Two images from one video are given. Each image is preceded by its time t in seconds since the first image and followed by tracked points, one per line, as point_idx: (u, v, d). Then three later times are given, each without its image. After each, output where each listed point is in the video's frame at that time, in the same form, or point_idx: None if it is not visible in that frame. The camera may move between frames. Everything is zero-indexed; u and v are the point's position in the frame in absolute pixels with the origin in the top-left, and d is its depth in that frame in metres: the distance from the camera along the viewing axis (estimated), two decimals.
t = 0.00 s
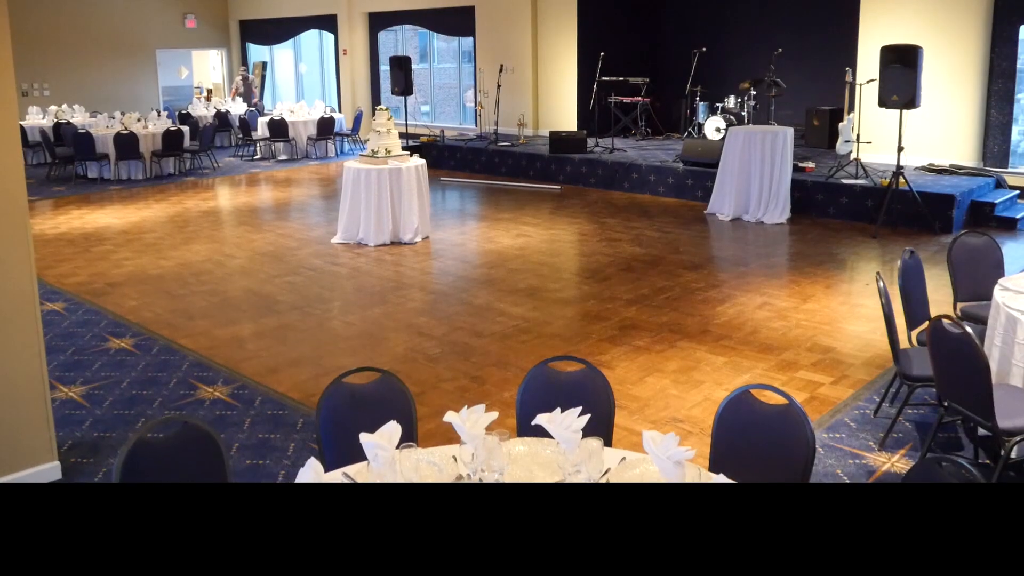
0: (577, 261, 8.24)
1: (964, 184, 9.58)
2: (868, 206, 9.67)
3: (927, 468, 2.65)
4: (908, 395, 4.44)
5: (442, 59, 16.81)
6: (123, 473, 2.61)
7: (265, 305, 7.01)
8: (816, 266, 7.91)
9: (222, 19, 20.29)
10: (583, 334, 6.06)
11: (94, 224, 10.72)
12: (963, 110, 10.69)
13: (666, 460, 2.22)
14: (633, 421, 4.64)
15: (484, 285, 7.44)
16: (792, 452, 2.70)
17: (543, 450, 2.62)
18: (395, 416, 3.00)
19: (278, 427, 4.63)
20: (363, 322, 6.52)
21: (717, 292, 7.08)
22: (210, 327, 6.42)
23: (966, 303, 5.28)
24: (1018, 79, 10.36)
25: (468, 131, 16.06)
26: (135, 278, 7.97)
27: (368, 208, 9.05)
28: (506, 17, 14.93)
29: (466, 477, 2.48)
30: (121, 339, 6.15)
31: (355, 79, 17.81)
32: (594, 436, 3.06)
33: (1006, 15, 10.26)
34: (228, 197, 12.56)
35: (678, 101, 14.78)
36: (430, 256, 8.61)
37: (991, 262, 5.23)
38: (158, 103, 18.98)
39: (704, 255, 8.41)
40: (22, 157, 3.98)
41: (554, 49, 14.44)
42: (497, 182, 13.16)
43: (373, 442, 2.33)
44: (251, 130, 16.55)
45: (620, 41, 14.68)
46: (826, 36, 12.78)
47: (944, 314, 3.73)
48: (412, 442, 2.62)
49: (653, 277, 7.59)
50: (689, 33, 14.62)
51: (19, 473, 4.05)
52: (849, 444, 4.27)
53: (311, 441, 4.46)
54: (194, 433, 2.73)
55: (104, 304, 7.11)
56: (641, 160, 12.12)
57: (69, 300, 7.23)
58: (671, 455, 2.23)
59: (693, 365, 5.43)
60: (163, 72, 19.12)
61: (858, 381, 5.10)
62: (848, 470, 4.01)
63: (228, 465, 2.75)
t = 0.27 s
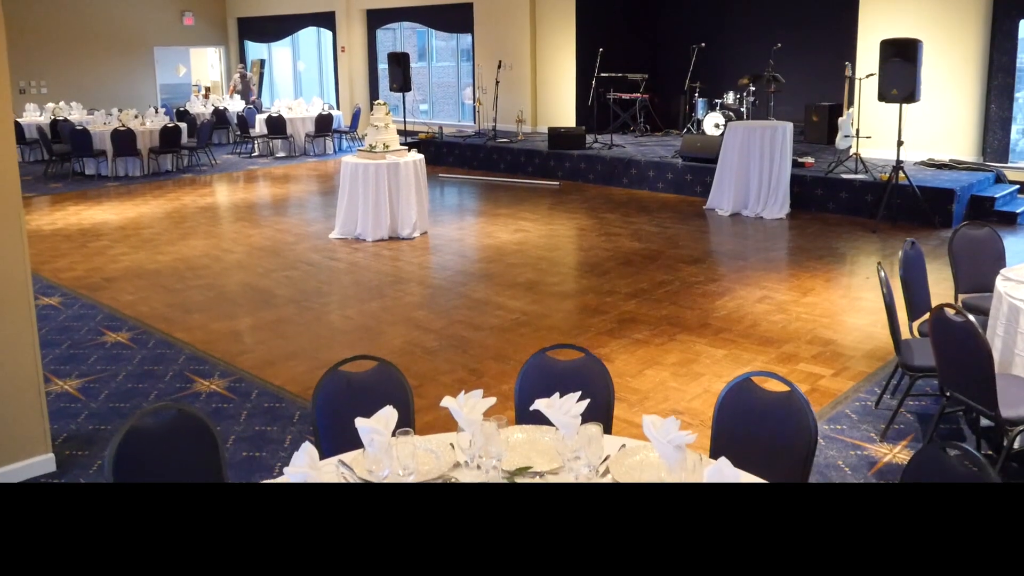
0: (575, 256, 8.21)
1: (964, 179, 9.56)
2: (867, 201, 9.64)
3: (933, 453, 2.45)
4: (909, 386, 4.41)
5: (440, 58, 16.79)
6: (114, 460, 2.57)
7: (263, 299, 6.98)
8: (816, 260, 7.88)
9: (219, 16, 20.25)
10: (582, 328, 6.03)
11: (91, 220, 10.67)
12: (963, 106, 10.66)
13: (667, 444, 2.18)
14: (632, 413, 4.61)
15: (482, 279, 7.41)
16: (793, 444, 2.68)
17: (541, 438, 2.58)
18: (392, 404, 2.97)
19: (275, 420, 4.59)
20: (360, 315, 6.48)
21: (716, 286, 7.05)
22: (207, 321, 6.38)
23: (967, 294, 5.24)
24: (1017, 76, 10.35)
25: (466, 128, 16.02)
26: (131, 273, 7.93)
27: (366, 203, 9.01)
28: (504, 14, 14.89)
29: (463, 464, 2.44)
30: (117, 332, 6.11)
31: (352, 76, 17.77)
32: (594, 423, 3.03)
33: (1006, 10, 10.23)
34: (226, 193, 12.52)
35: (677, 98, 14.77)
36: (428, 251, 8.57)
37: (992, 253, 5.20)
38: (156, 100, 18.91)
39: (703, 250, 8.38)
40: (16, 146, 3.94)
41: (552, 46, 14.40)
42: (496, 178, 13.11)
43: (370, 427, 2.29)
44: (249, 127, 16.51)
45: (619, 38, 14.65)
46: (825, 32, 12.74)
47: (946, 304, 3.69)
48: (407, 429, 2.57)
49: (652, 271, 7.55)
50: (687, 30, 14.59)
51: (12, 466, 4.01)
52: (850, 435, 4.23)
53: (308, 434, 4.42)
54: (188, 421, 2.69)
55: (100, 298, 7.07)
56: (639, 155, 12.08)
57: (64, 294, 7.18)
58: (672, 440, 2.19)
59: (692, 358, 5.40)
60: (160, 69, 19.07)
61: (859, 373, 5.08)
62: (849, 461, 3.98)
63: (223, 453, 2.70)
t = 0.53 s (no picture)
0: (574, 252, 8.18)
1: (963, 175, 9.53)
2: (867, 198, 9.60)
3: (934, 441, 2.43)
4: (911, 379, 4.38)
5: (439, 57, 16.77)
6: (107, 448, 2.52)
7: (259, 295, 6.93)
8: (815, 256, 7.85)
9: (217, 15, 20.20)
10: (581, 323, 5.99)
11: (88, 218, 10.63)
12: (962, 102, 10.64)
13: (667, 430, 2.14)
14: (631, 407, 4.57)
15: (480, 275, 7.37)
16: (795, 433, 2.64)
17: (540, 427, 2.53)
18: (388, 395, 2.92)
19: (271, 414, 4.55)
20: (358, 311, 6.44)
21: (715, 282, 7.01)
22: (203, 317, 6.34)
23: (967, 288, 5.21)
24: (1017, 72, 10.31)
25: (464, 127, 15.99)
26: (127, 269, 7.89)
27: (363, 200, 8.98)
28: (501, 12, 14.86)
29: (459, 453, 2.40)
30: (112, 327, 6.07)
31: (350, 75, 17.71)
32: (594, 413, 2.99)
33: (1005, 6, 10.21)
34: (223, 191, 12.48)
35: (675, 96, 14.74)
36: (426, 247, 8.53)
37: (992, 247, 5.17)
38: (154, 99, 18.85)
39: (701, 246, 8.33)
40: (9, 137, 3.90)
41: (550, 44, 14.37)
42: (494, 176, 13.08)
43: (365, 412, 2.24)
44: (246, 126, 16.46)
45: (617, 36, 14.64)
46: (823, 29, 12.72)
47: (947, 295, 3.66)
48: (403, 417, 2.53)
49: (651, 267, 7.52)
50: (685, 28, 14.57)
51: (4, 460, 3.96)
52: (851, 429, 4.20)
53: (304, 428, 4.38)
54: (182, 409, 2.66)
55: (96, 294, 7.02)
56: (638, 152, 12.05)
57: (60, 290, 7.14)
58: (673, 426, 2.15)
59: (691, 352, 5.36)
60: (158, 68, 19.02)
61: (859, 367, 5.04)
62: (850, 454, 3.95)
63: (218, 448, 2.69)
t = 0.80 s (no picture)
0: (573, 248, 8.14)
1: (963, 172, 9.50)
2: (867, 194, 9.56)
3: (940, 430, 2.34)
4: (913, 372, 4.34)
5: (438, 59, 16.76)
6: (98, 435, 2.47)
7: (257, 291, 6.89)
8: (815, 252, 7.81)
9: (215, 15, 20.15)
10: (580, 318, 5.95)
11: (85, 216, 10.59)
12: (962, 100, 10.61)
13: (668, 416, 2.11)
14: (631, 401, 4.54)
15: (478, 272, 7.33)
16: (798, 422, 2.60)
17: (539, 416, 2.49)
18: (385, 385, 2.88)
19: (268, 408, 4.51)
20: (356, 307, 6.40)
21: (715, 278, 6.97)
22: (200, 313, 6.30)
23: (969, 282, 5.17)
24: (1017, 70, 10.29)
25: (463, 126, 15.95)
26: (124, 267, 7.84)
27: (361, 197, 8.94)
28: (500, 11, 14.83)
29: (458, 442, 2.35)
30: (108, 323, 6.03)
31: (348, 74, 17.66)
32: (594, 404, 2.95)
33: (1004, 3, 10.20)
34: (221, 189, 12.44)
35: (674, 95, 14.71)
36: (424, 244, 8.49)
37: (993, 240, 5.13)
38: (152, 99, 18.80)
39: (701, 243, 8.30)
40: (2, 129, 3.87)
41: (549, 42, 14.35)
42: (492, 175, 13.04)
43: (360, 399, 2.20)
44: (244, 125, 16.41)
45: (616, 36, 14.63)
46: (821, 27, 12.70)
47: (950, 285, 3.62)
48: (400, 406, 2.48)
49: (651, 263, 7.48)
50: (685, 27, 14.56)
51: None
52: (853, 422, 4.16)
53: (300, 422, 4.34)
54: (175, 398, 2.62)
55: (92, 291, 6.98)
56: (637, 151, 12.01)
57: (56, 287, 7.10)
58: (674, 412, 2.12)
59: (691, 347, 5.32)
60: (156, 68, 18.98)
61: (861, 362, 5.00)
62: (853, 447, 3.90)
63: (213, 443, 2.67)
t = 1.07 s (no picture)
0: (571, 244, 8.11)
1: (963, 168, 9.47)
2: (866, 190, 9.53)
3: (947, 414, 2.32)
4: (915, 363, 4.30)
5: (435, 58, 16.74)
6: (89, 422, 2.40)
7: (254, 286, 6.84)
8: (815, 248, 7.78)
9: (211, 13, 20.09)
10: (579, 312, 5.92)
11: (81, 213, 10.54)
12: (960, 96, 10.59)
13: (670, 400, 2.07)
14: (630, 394, 4.50)
15: (476, 267, 7.29)
16: (800, 412, 2.56)
17: (537, 403, 2.45)
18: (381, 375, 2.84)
19: (262, 401, 4.47)
20: (353, 301, 6.36)
21: (714, 272, 6.94)
22: (196, 308, 6.26)
23: (970, 275, 5.14)
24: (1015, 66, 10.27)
25: (461, 123, 15.91)
26: (120, 262, 7.80)
27: (359, 193, 8.89)
28: (498, 8, 14.79)
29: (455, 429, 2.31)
30: (103, 318, 5.97)
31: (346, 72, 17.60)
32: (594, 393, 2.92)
33: None
34: (218, 187, 12.40)
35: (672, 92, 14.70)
36: (422, 240, 8.45)
37: (993, 233, 5.10)
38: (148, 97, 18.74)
39: (700, 238, 8.28)
40: None
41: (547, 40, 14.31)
42: (490, 172, 13.00)
43: (355, 382, 2.16)
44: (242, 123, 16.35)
45: (614, 33, 14.62)
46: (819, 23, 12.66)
47: (952, 275, 3.59)
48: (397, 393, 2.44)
49: (649, 258, 7.44)
50: (683, 24, 14.52)
51: None
52: (854, 414, 4.12)
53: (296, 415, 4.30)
54: (169, 387, 2.56)
55: (86, 286, 6.93)
56: (635, 148, 11.98)
57: (51, 282, 7.05)
58: (675, 395, 2.08)
59: (691, 341, 5.28)
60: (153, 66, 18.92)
61: (861, 355, 4.96)
62: (854, 439, 3.87)
63: (207, 437, 2.59)
